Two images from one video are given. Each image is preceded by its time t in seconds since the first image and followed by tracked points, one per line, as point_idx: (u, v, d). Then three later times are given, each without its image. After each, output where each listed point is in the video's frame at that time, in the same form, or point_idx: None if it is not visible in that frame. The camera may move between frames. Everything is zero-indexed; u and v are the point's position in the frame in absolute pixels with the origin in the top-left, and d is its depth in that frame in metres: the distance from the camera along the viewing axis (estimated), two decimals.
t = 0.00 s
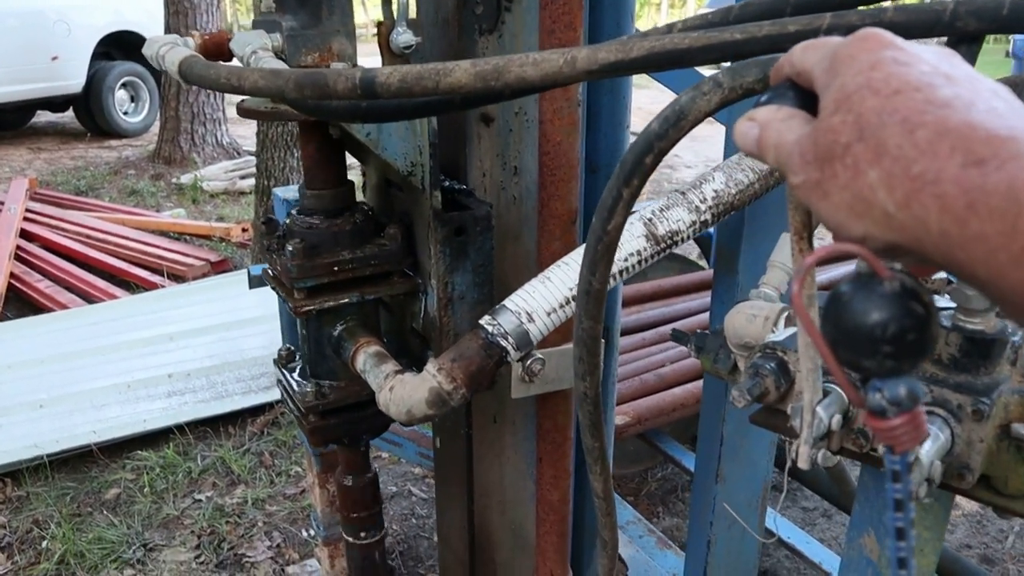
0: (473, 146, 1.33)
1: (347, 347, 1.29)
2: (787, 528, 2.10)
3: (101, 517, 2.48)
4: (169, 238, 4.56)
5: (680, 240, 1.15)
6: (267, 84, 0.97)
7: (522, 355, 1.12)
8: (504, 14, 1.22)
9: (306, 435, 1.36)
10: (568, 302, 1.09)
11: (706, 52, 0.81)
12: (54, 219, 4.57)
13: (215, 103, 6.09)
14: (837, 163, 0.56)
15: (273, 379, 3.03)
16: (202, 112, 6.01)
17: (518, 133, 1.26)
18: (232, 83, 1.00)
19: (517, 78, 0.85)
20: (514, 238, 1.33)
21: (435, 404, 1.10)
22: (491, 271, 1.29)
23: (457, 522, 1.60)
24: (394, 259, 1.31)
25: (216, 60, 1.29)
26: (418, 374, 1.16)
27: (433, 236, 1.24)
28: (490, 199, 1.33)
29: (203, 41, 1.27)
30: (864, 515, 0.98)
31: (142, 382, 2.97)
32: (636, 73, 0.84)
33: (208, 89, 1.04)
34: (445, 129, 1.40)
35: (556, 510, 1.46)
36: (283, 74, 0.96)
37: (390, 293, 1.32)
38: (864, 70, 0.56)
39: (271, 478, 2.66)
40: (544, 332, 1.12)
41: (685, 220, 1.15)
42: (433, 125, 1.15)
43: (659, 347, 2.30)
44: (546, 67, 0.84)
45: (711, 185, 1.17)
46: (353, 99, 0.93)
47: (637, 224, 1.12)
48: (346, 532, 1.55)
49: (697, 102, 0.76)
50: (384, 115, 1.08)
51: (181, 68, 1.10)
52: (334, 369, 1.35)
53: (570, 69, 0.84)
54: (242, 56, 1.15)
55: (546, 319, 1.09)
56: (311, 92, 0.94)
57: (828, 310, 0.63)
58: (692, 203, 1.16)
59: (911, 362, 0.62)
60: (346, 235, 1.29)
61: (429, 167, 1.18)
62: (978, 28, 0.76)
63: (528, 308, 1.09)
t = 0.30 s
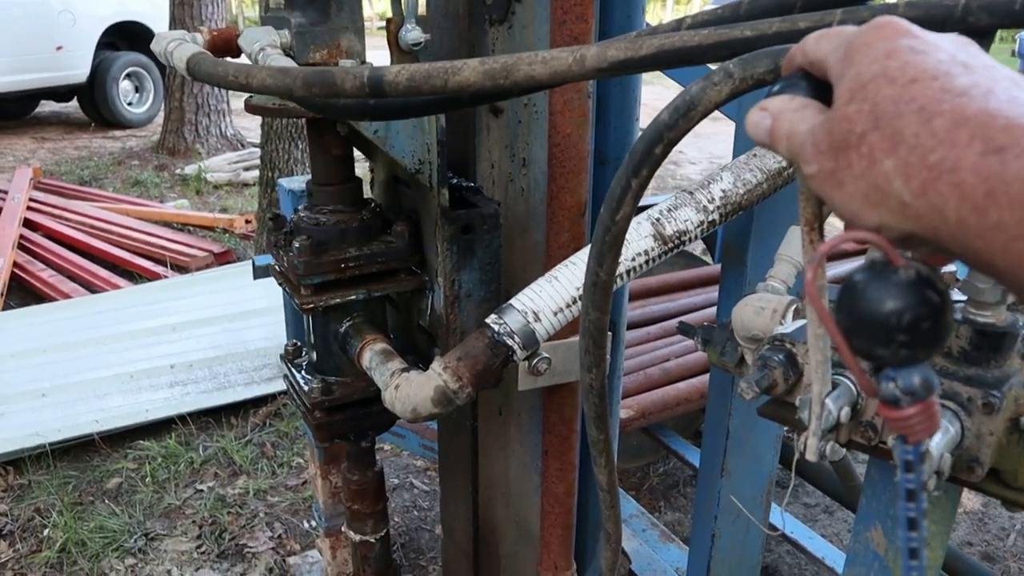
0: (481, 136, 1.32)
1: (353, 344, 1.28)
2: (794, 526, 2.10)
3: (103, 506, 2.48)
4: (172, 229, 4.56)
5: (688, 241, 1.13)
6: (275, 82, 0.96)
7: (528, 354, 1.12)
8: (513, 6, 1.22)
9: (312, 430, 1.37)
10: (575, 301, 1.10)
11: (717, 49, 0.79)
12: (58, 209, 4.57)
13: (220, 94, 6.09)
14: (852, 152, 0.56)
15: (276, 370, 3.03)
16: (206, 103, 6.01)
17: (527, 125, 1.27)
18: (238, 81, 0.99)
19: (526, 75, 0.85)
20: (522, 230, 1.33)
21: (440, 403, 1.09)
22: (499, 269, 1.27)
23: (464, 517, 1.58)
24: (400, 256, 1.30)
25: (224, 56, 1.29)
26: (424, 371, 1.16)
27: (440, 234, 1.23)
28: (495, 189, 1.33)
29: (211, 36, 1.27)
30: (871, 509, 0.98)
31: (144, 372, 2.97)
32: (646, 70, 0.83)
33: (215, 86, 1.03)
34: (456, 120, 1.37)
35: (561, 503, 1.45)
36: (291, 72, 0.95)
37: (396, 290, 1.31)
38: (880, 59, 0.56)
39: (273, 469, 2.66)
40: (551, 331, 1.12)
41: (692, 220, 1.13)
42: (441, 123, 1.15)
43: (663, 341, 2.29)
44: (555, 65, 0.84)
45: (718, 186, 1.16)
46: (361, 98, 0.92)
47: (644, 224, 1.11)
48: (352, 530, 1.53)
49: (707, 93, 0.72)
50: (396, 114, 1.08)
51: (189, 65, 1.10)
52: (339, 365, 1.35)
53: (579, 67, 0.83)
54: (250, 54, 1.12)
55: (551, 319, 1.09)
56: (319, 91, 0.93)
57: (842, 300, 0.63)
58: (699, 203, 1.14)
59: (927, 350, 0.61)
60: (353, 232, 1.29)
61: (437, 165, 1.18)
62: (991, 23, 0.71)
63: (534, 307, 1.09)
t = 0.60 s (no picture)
0: (485, 127, 1.29)
1: (360, 338, 1.29)
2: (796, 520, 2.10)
3: (106, 491, 2.49)
4: (176, 216, 4.57)
5: (694, 239, 1.14)
6: (288, 77, 0.97)
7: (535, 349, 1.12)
8: None
9: (317, 424, 1.37)
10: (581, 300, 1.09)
11: (730, 47, 0.79)
12: (63, 194, 4.58)
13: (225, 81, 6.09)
14: (865, 143, 0.56)
15: (279, 358, 3.04)
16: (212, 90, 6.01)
17: (534, 116, 1.26)
18: (252, 75, 1.00)
19: (538, 73, 0.84)
20: (527, 221, 1.34)
21: (447, 398, 1.10)
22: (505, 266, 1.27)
23: (465, 507, 1.59)
24: (407, 251, 1.30)
25: (235, 50, 1.29)
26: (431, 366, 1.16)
27: (447, 230, 1.23)
28: (500, 181, 1.32)
29: (223, 30, 1.27)
30: (875, 502, 0.98)
31: (148, 359, 2.97)
32: (658, 68, 0.82)
33: (229, 80, 1.04)
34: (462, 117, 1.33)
35: (563, 493, 1.47)
36: (304, 68, 0.96)
37: (402, 287, 1.31)
38: (895, 51, 0.56)
39: (275, 456, 2.67)
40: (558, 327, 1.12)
41: (698, 219, 1.13)
42: (450, 120, 1.15)
43: (666, 333, 2.30)
44: (567, 64, 0.83)
45: (724, 185, 1.15)
46: (374, 94, 0.93)
47: (650, 223, 1.11)
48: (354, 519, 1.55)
49: (719, 84, 0.72)
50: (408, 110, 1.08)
51: (202, 58, 1.10)
52: (344, 359, 1.36)
53: (591, 65, 0.83)
54: (262, 47, 1.15)
55: (558, 316, 1.09)
56: (332, 86, 0.94)
57: (851, 292, 0.63)
58: (705, 201, 1.14)
59: (936, 343, 0.62)
60: (361, 226, 1.29)
61: (446, 161, 1.18)
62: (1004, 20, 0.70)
63: (541, 304, 1.09)
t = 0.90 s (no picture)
0: (491, 122, 1.33)
1: (363, 337, 1.29)
2: (798, 514, 2.10)
3: (109, 483, 2.50)
4: (179, 209, 4.57)
5: (694, 240, 1.14)
6: (290, 82, 0.96)
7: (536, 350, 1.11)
8: None
9: (321, 423, 1.38)
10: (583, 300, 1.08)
11: (732, 49, 0.79)
12: (66, 187, 4.58)
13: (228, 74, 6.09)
14: (867, 143, 0.56)
15: (281, 351, 3.05)
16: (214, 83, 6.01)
17: (538, 111, 1.28)
18: (253, 79, 0.99)
19: (537, 77, 0.84)
20: (531, 215, 1.35)
21: (448, 399, 1.11)
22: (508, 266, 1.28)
23: (467, 499, 1.62)
24: (411, 251, 1.30)
25: (238, 52, 1.29)
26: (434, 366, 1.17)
27: (450, 230, 1.23)
28: (505, 174, 1.35)
29: (226, 32, 1.27)
30: (875, 497, 0.99)
31: (151, 351, 2.98)
32: (659, 69, 0.82)
33: (231, 83, 1.03)
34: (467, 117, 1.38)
35: (566, 487, 1.42)
36: (305, 72, 0.96)
37: (406, 285, 1.31)
38: (897, 49, 0.56)
39: (278, 449, 2.68)
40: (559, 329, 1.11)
41: (700, 220, 1.13)
42: (453, 121, 1.16)
43: (668, 328, 2.30)
44: (566, 66, 0.83)
45: (726, 184, 1.15)
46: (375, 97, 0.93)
47: (652, 223, 1.11)
48: (358, 519, 1.57)
49: (720, 80, 0.72)
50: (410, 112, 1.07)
51: (204, 61, 1.10)
52: (348, 358, 1.37)
53: (591, 68, 0.83)
54: (264, 51, 1.14)
55: (559, 317, 1.08)
56: (332, 90, 0.94)
57: (852, 289, 0.63)
58: (707, 202, 1.14)
59: (937, 340, 0.62)
60: (364, 226, 1.29)
61: (448, 161, 1.19)
62: (1003, 18, 0.71)
63: (542, 305, 1.08)
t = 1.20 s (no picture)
0: (497, 121, 1.35)
1: (368, 341, 1.29)
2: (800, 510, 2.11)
3: (111, 475, 2.51)
4: (182, 201, 4.58)
5: (698, 247, 1.14)
6: (302, 90, 0.98)
7: (542, 358, 1.12)
8: None
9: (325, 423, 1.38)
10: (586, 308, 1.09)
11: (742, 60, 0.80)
12: (69, 178, 4.59)
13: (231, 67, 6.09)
14: (880, 151, 0.56)
15: (284, 345, 3.05)
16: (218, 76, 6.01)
17: (543, 110, 1.27)
18: (267, 87, 1.01)
19: (549, 89, 0.85)
20: (536, 211, 1.35)
21: (455, 404, 1.11)
22: (513, 271, 1.28)
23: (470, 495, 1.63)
24: (416, 255, 1.31)
25: (249, 56, 1.30)
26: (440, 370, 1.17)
27: (457, 235, 1.24)
28: (511, 171, 1.35)
29: (237, 36, 1.27)
30: (878, 496, 0.99)
31: (154, 344, 2.99)
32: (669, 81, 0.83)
33: (245, 90, 1.04)
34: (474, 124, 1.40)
35: (567, 483, 1.42)
36: (318, 81, 0.97)
37: (411, 289, 1.32)
38: (908, 58, 0.56)
39: (280, 442, 2.69)
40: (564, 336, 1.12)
41: (704, 227, 1.13)
42: (462, 128, 1.17)
43: (670, 324, 2.30)
44: (578, 79, 0.83)
45: (729, 193, 1.15)
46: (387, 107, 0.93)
47: (656, 231, 1.11)
48: (361, 518, 1.57)
49: (731, 83, 0.72)
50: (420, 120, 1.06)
51: (216, 66, 1.11)
52: (352, 360, 1.37)
53: (603, 81, 0.82)
54: (276, 54, 1.18)
55: (565, 323, 1.09)
56: (345, 100, 0.94)
57: (861, 295, 0.64)
58: (711, 209, 1.14)
59: (944, 346, 0.62)
60: (371, 231, 1.30)
61: (456, 168, 1.19)
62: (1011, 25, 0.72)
63: (548, 312, 1.09)
